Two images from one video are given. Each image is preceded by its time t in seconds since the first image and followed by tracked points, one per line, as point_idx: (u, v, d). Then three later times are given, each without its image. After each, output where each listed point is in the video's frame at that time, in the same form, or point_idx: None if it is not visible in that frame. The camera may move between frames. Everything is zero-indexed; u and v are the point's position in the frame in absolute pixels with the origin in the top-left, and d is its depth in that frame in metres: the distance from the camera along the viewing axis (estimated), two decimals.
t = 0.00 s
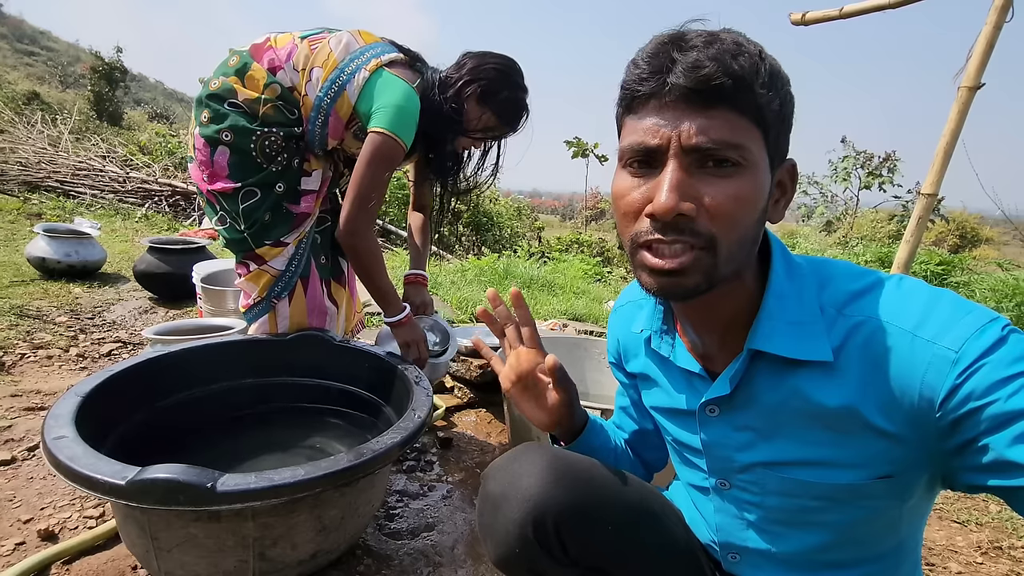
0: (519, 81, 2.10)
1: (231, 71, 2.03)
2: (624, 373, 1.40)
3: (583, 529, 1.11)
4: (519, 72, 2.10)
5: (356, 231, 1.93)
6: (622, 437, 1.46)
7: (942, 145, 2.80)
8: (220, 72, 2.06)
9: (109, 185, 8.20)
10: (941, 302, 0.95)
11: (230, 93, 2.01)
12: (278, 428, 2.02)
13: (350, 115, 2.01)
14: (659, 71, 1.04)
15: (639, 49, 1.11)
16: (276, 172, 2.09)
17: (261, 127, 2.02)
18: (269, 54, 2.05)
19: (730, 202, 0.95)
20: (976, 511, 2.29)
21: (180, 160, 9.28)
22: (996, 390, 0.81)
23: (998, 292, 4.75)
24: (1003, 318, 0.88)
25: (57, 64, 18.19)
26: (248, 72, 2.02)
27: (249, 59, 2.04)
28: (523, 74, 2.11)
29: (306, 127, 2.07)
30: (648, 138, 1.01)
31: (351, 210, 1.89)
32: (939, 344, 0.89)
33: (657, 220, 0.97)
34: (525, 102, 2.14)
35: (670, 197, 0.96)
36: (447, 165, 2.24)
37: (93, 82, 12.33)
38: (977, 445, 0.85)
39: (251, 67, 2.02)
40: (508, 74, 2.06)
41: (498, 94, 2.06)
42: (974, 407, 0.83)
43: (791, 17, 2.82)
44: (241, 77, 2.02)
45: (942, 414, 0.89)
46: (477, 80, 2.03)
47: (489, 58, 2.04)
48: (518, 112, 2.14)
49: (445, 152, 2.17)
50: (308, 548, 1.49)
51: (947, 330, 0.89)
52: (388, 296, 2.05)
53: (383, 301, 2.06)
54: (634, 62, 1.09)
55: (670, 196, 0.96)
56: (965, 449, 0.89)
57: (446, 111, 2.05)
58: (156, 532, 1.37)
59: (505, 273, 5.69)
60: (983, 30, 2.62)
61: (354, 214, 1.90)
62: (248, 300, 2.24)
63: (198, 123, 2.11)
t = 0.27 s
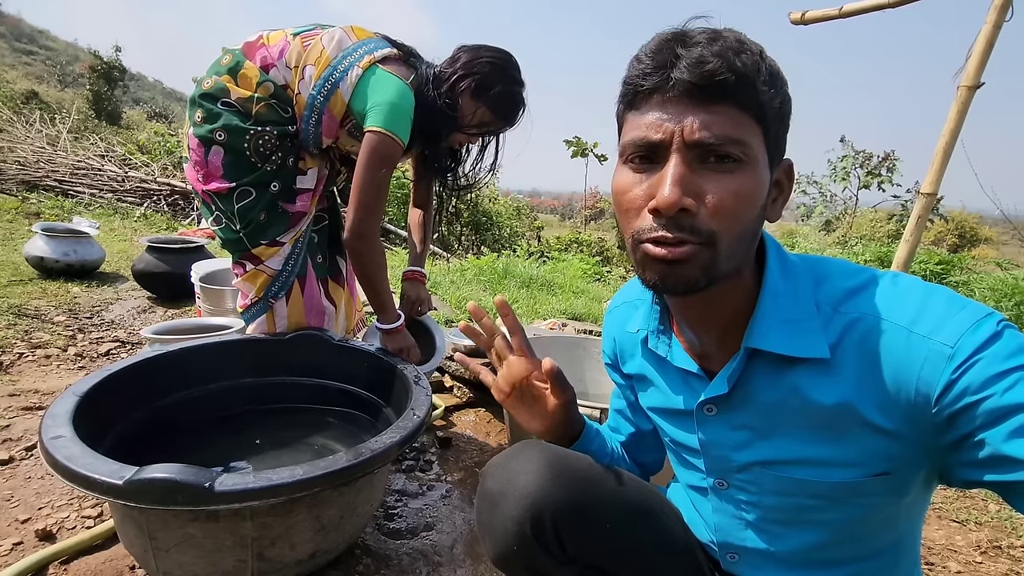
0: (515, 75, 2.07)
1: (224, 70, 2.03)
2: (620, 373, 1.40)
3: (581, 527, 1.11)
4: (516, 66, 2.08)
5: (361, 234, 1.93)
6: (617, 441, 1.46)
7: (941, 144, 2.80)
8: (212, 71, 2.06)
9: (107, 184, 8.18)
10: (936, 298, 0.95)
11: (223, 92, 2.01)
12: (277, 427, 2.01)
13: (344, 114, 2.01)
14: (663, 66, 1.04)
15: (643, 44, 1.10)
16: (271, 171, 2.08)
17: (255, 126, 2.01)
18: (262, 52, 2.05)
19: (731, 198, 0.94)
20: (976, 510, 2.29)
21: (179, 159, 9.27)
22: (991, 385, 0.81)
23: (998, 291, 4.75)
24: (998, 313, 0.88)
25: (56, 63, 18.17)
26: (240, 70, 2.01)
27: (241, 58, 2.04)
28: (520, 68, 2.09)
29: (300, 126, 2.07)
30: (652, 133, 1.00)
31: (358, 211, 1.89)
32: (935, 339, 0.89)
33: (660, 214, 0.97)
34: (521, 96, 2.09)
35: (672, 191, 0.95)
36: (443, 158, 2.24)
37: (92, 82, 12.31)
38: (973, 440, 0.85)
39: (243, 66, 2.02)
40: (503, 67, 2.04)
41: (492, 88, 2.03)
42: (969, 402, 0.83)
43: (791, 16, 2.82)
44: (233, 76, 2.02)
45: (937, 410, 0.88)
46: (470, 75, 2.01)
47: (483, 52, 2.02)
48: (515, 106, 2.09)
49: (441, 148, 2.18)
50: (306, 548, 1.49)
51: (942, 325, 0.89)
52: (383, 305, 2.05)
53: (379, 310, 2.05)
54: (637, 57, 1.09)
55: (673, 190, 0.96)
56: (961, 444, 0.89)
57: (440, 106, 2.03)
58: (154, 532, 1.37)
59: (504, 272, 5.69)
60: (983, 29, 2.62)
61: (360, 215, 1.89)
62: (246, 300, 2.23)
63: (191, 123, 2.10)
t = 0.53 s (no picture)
0: (511, 71, 2.08)
1: (219, 71, 2.04)
2: (620, 374, 1.40)
3: (581, 527, 1.10)
4: (513, 63, 2.09)
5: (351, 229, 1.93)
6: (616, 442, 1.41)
7: (940, 144, 2.81)
8: (208, 73, 2.07)
9: (107, 184, 8.18)
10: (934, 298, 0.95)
11: (218, 93, 2.03)
12: (277, 427, 2.01)
13: (339, 112, 2.01)
14: (658, 69, 1.04)
15: (639, 47, 1.11)
16: (267, 171, 2.08)
17: (250, 126, 2.02)
18: (257, 53, 2.05)
19: (729, 198, 0.95)
20: (975, 510, 2.29)
21: (178, 159, 9.27)
22: (989, 384, 0.81)
23: (997, 291, 4.76)
24: (995, 312, 0.88)
25: (55, 62, 18.16)
26: (235, 71, 2.02)
27: (237, 58, 2.05)
28: (517, 64, 2.09)
29: (296, 125, 2.06)
30: (647, 135, 1.00)
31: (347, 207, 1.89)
32: (934, 338, 0.89)
33: (655, 216, 0.97)
34: (518, 92, 2.11)
35: (668, 192, 0.96)
36: (439, 155, 2.23)
37: (91, 81, 12.31)
38: (971, 438, 0.86)
39: (238, 66, 2.02)
40: (500, 63, 2.05)
41: (488, 85, 2.04)
42: (967, 401, 0.83)
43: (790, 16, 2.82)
44: (229, 76, 2.03)
45: (936, 409, 0.89)
46: (467, 71, 2.01)
47: (479, 48, 2.03)
48: (511, 102, 2.11)
49: (437, 145, 2.17)
50: (306, 547, 1.49)
51: (941, 324, 0.89)
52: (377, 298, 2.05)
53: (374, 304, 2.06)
54: (633, 60, 1.09)
55: (669, 191, 0.96)
56: (960, 443, 0.89)
57: (437, 104, 2.03)
58: (154, 532, 1.37)
59: (504, 272, 5.69)
60: (982, 29, 2.63)
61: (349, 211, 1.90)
62: (245, 301, 2.25)
63: (189, 125, 2.12)
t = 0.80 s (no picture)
0: (509, 61, 2.07)
1: (221, 70, 2.05)
2: (620, 373, 1.40)
3: (581, 528, 1.10)
4: (510, 52, 2.08)
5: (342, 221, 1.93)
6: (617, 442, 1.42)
7: (940, 144, 2.80)
8: (210, 72, 2.06)
9: (106, 184, 8.17)
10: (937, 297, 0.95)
11: (220, 92, 2.02)
12: (277, 427, 2.01)
13: (337, 108, 2.01)
14: (667, 65, 1.04)
15: (646, 43, 1.11)
16: (267, 168, 2.08)
17: (249, 124, 2.02)
18: (258, 51, 2.05)
19: (736, 195, 0.95)
20: (975, 509, 2.29)
21: (178, 158, 9.26)
22: (993, 383, 0.81)
23: (997, 291, 4.76)
24: (1000, 312, 0.88)
25: (54, 61, 18.14)
26: (236, 70, 2.02)
27: (238, 58, 2.05)
28: (514, 54, 2.08)
29: (296, 122, 2.06)
30: (655, 132, 1.00)
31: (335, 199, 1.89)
32: (938, 338, 0.89)
33: (662, 213, 0.97)
34: (516, 82, 2.09)
35: (676, 190, 0.96)
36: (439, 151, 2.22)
37: (91, 80, 12.30)
38: (975, 438, 0.86)
39: (240, 66, 2.02)
40: (496, 52, 2.03)
41: (485, 74, 2.03)
42: (971, 400, 0.83)
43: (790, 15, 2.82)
44: (230, 75, 2.03)
45: (940, 408, 0.89)
46: (463, 62, 2.00)
47: (475, 39, 2.02)
48: (510, 92, 2.09)
49: (437, 139, 2.15)
50: (305, 547, 1.49)
51: (945, 324, 0.89)
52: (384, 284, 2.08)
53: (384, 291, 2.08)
54: (641, 56, 1.09)
55: (677, 189, 0.96)
56: (963, 442, 0.89)
57: (435, 96, 2.02)
58: (153, 532, 1.37)
59: (503, 271, 5.69)
60: (981, 29, 2.62)
61: (338, 204, 1.90)
62: (245, 299, 2.25)
63: (191, 124, 2.12)
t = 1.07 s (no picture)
0: (513, 56, 2.05)
1: (232, 71, 2.06)
2: (620, 373, 1.40)
3: (581, 529, 1.10)
4: (514, 48, 2.06)
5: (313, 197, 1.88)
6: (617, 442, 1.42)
7: (940, 143, 2.80)
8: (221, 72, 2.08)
9: (106, 184, 8.17)
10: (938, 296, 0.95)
11: (229, 91, 2.04)
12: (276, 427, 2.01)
13: (340, 105, 2.00)
14: (664, 65, 1.03)
15: (644, 43, 1.10)
16: (273, 165, 2.08)
17: (257, 122, 2.02)
18: (266, 52, 2.07)
19: (735, 194, 0.94)
20: (975, 509, 2.29)
21: (178, 159, 9.26)
22: (994, 382, 0.81)
23: (996, 290, 4.76)
24: (1000, 311, 0.88)
25: (54, 61, 18.14)
26: (246, 70, 2.04)
27: (247, 59, 2.07)
28: (519, 49, 2.07)
29: (302, 120, 2.07)
30: (653, 132, 1.00)
31: (307, 174, 1.85)
32: (939, 337, 0.89)
33: (660, 213, 0.97)
34: (519, 78, 2.08)
35: (674, 189, 0.95)
36: (444, 146, 2.23)
37: (90, 81, 12.30)
38: (975, 438, 0.85)
39: (249, 66, 2.04)
40: (499, 48, 2.02)
41: (487, 69, 2.01)
42: (972, 399, 0.83)
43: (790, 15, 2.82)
44: (239, 75, 2.05)
45: (941, 408, 0.89)
46: (465, 56, 1.99)
47: (478, 35, 2.01)
48: (513, 86, 2.08)
49: (439, 134, 2.15)
50: (305, 547, 1.49)
51: (946, 323, 0.89)
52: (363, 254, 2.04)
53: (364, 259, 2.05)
54: (639, 55, 1.09)
55: (674, 188, 0.96)
56: (964, 442, 0.89)
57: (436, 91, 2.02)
58: (153, 532, 1.37)
59: (503, 271, 5.69)
60: (982, 28, 2.62)
61: (310, 180, 1.85)
62: (251, 296, 2.24)
63: (201, 123, 2.13)
